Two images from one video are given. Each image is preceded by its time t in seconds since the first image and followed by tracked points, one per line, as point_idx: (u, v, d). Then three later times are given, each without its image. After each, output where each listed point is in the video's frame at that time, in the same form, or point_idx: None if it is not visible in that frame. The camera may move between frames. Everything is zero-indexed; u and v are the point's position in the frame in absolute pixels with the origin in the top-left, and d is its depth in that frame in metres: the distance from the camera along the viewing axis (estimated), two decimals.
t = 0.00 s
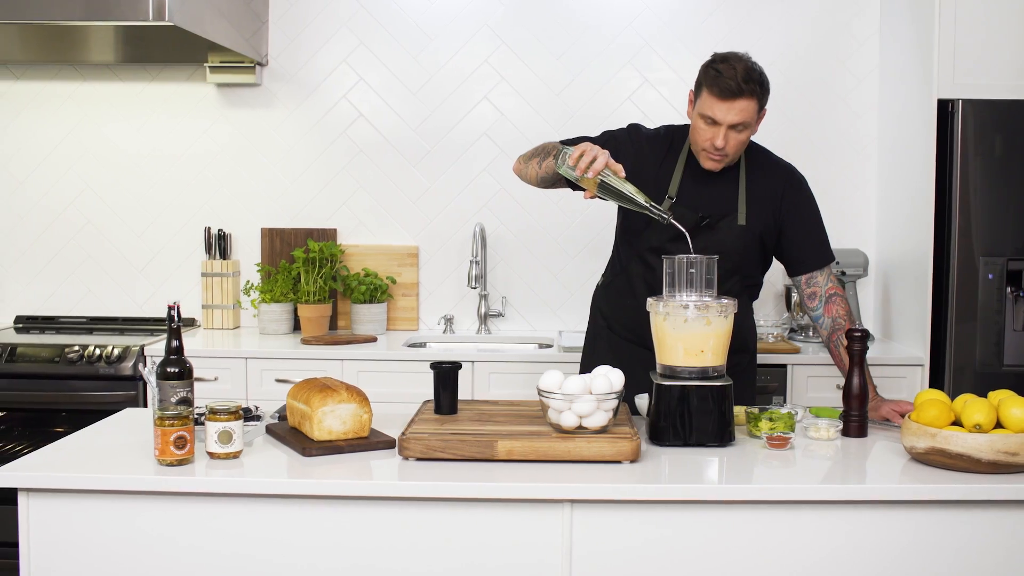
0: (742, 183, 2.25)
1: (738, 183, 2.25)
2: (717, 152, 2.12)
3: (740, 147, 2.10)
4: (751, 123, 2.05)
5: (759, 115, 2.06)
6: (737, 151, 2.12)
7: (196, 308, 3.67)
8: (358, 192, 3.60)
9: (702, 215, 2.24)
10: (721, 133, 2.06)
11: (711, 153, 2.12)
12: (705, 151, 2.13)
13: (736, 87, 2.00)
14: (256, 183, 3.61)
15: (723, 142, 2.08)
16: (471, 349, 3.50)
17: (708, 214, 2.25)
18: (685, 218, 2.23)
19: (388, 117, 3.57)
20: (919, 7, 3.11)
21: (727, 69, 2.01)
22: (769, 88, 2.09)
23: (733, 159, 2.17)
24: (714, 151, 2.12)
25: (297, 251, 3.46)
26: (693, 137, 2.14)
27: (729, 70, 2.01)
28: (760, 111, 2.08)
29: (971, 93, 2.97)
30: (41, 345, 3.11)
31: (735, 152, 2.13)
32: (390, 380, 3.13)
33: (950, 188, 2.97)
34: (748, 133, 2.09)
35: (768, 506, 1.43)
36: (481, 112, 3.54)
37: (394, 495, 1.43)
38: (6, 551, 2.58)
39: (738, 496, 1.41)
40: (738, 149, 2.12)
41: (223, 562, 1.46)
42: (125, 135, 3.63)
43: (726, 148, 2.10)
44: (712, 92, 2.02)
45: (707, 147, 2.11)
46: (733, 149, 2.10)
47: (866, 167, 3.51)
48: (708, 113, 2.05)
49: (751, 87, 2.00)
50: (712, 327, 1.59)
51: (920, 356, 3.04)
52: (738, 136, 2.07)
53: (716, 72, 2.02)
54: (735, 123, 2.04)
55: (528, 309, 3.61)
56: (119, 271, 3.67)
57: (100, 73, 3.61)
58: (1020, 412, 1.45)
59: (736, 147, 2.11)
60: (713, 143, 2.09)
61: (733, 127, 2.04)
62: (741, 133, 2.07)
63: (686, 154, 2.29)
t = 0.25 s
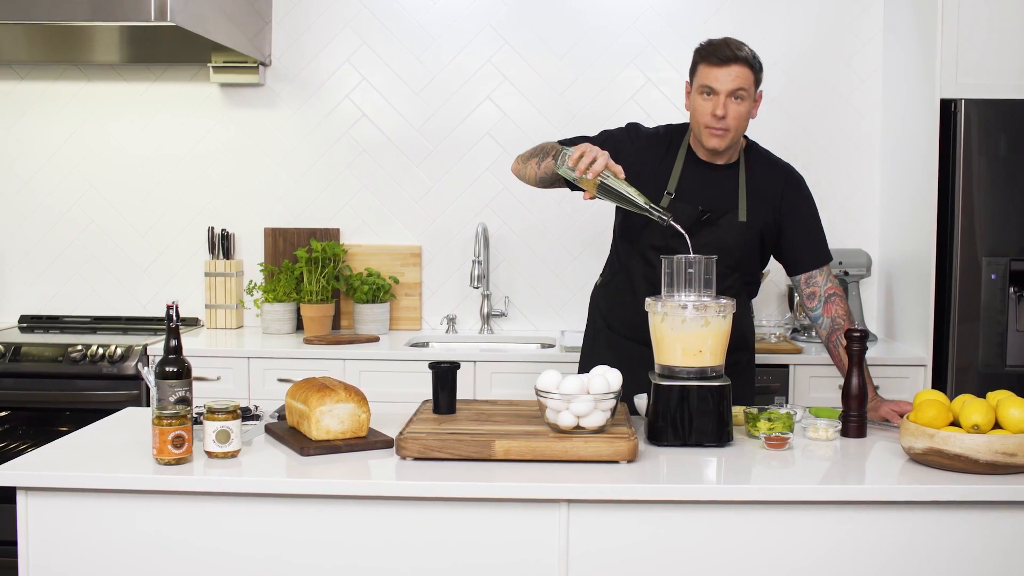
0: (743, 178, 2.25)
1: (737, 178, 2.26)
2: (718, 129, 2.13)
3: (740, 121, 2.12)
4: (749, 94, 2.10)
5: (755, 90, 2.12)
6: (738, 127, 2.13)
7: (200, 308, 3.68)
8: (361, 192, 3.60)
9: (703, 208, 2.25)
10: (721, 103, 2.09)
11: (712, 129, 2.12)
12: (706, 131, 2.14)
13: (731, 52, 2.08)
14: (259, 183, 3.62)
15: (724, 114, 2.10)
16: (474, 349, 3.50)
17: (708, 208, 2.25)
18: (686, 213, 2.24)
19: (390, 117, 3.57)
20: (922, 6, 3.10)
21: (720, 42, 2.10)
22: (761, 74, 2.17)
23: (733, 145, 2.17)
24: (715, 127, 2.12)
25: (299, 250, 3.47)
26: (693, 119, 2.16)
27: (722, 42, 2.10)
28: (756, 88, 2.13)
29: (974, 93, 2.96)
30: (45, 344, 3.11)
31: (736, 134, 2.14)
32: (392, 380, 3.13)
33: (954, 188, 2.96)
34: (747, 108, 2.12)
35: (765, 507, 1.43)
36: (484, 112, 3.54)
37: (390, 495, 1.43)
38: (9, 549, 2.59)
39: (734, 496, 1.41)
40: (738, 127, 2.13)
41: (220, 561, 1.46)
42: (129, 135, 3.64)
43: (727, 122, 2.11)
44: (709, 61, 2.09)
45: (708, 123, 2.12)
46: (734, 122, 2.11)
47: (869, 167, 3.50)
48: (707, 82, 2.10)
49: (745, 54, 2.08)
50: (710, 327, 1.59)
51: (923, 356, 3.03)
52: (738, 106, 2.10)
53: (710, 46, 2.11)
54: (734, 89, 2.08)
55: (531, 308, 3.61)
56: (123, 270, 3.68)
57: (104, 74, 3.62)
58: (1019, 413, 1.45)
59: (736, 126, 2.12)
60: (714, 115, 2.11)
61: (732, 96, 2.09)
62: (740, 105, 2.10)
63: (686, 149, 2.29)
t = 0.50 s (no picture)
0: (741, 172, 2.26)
1: (735, 170, 2.26)
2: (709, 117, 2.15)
3: (729, 104, 2.14)
4: (732, 76, 2.13)
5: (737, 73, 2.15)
6: (728, 111, 2.15)
7: (203, 307, 3.69)
8: (364, 192, 3.60)
9: (703, 201, 2.25)
10: (706, 90, 2.12)
11: (704, 117, 2.14)
12: (698, 121, 2.16)
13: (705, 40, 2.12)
14: (262, 183, 3.62)
15: (712, 101, 2.13)
16: (476, 349, 3.51)
17: (708, 200, 2.26)
18: (687, 207, 2.24)
19: (393, 116, 3.57)
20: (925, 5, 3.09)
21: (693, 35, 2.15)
22: (741, 59, 2.21)
23: (728, 130, 2.19)
24: (706, 115, 2.15)
25: (302, 250, 3.47)
26: (684, 113, 2.19)
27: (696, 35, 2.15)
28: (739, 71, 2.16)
29: (977, 92, 2.96)
30: (48, 344, 3.12)
31: (728, 119, 2.15)
32: (394, 380, 3.14)
33: (957, 187, 2.95)
34: (733, 90, 2.14)
35: (762, 507, 1.43)
36: (486, 112, 3.54)
37: (387, 494, 1.43)
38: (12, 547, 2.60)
39: (731, 497, 1.41)
40: (729, 111, 2.15)
41: (217, 560, 1.46)
42: (132, 135, 3.65)
43: (717, 107, 2.13)
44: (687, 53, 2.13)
45: (699, 112, 2.14)
46: (723, 106, 2.13)
47: (873, 167, 3.49)
48: (689, 74, 2.13)
49: (721, 39, 2.12)
50: (707, 327, 1.59)
51: (925, 357, 3.02)
52: (724, 90, 2.12)
53: (684, 40, 2.15)
54: (717, 73, 2.11)
55: (533, 308, 3.61)
56: (126, 270, 3.69)
57: (108, 73, 3.63)
58: (1017, 414, 1.44)
59: (727, 111, 2.14)
60: (702, 102, 2.13)
61: (715, 81, 2.12)
62: (726, 88, 2.13)
63: (682, 146, 2.29)
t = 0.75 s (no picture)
0: (738, 164, 2.28)
1: (732, 164, 2.28)
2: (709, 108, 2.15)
3: (730, 102, 2.15)
4: (740, 75, 2.13)
5: (746, 73, 2.15)
6: (727, 108, 2.15)
7: (206, 306, 3.70)
8: (366, 192, 3.61)
9: (702, 191, 2.25)
10: (713, 81, 2.12)
11: (704, 106, 2.15)
12: (697, 108, 2.16)
13: (727, 34, 2.12)
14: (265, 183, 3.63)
15: (715, 93, 2.13)
16: (478, 349, 3.51)
17: (707, 190, 2.26)
18: (686, 197, 2.24)
19: (395, 116, 3.57)
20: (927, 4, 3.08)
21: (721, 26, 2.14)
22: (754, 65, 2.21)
23: (722, 127, 2.19)
24: (706, 105, 2.15)
25: (304, 250, 3.48)
26: (686, 97, 2.18)
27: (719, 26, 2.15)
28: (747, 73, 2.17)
29: (980, 92, 2.95)
30: (51, 343, 3.14)
31: (724, 115, 2.16)
32: (395, 380, 3.14)
33: (958, 188, 2.95)
34: (738, 89, 2.15)
35: (758, 507, 1.43)
36: (489, 112, 3.54)
37: (383, 494, 1.43)
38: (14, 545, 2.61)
39: (728, 496, 1.40)
40: (728, 107, 2.15)
41: (215, 559, 1.47)
42: (135, 135, 3.66)
43: (717, 101, 2.14)
44: (706, 39, 2.12)
45: (700, 100, 2.14)
46: (724, 102, 2.13)
47: (875, 167, 3.48)
48: (701, 60, 2.13)
49: (741, 36, 2.12)
50: (704, 328, 1.58)
51: (927, 357, 3.02)
52: (729, 86, 2.13)
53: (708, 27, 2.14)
54: (727, 68, 2.11)
55: (535, 308, 3.61)
56: (129, 269, 3.70)
57: (111, 73, 3.64)
58: (1015, 415, 1.44)
59: (725, 107, 2.14)
60: (705, 91, 2.13)
61: (724, 74, 2.12)
62: (731, 85, 2.13)
63: (680, 136, 2.30)
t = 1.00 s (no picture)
0: (740, 163, 2.27)
1: (735, 162, 2.28)
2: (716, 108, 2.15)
3: (738, 100, 2.15)
4: (746, 73, 2.14)
5: (752, 71, 2.16)
6: (735, 106, 2.15)
7: (208, 306, 3.70)
8: (368, 191, 3.61)
9: (705, 188, 2.25)
10: (719, 81, 2.12)
11: (711, 106, 2.14)
12: (704, 108, 2.15)
13: (731, 32, 2.12)
14: (268, 183, 3.64)
15: (722, 92, 2.13)
16: (480, 349, 3.51)
17: (710, 187, 2.26)
18: (689, 194, 2.24)
19: (398, 116, 3.58)
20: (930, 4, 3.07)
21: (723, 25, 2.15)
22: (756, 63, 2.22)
23: (729, 126, 2.19)
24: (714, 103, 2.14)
25: (306, 249, 3.48)
26: (692, 97, 2.18)
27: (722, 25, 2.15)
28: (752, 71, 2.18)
29: (982, 92, 2.94)
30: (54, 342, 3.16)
31: (731, 114, 2.16)
32: (397, 379, 3.14)
33: (960, 188, 2.94)
34: (744, 88, 2.15)
35: (754, 507, 1.43)
36: (491, 112, 3.54)
37: (379, 493, 1.43)
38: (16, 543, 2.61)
39: (724, 496, 1.40)
40: (736, 106, 2.15)
41: (211, 557, 1.47)
42: (138, 135, 3.66)
43: (725, 99, 2.14)
44: (710, 39, 2.12)
45: (707, 99, 2.14)
46: (732, 100, 2.14)
47: (877, 167, 3.47)
48: (707, 60, 2.13)
49: (744, 35, 2.13)
50: (702, 328, 1.58)
51: (929, 357, 3.01)
52: (736, 85, 2.13)
53: (710, 28, 2.15)
54: (733, 67, 2.12)
55: (537, 308, 3.61)
56: (132, 269, 3.71)
57: (115, 73, 3.65)
58: (1012, 415, 1.44)
59: (732, 106, 2.15)
60: (713, 90, 2.13)
61: (730, 73, 2.12)
62: (738, 83, 2.13)
63: (683, 135, 2.30)
